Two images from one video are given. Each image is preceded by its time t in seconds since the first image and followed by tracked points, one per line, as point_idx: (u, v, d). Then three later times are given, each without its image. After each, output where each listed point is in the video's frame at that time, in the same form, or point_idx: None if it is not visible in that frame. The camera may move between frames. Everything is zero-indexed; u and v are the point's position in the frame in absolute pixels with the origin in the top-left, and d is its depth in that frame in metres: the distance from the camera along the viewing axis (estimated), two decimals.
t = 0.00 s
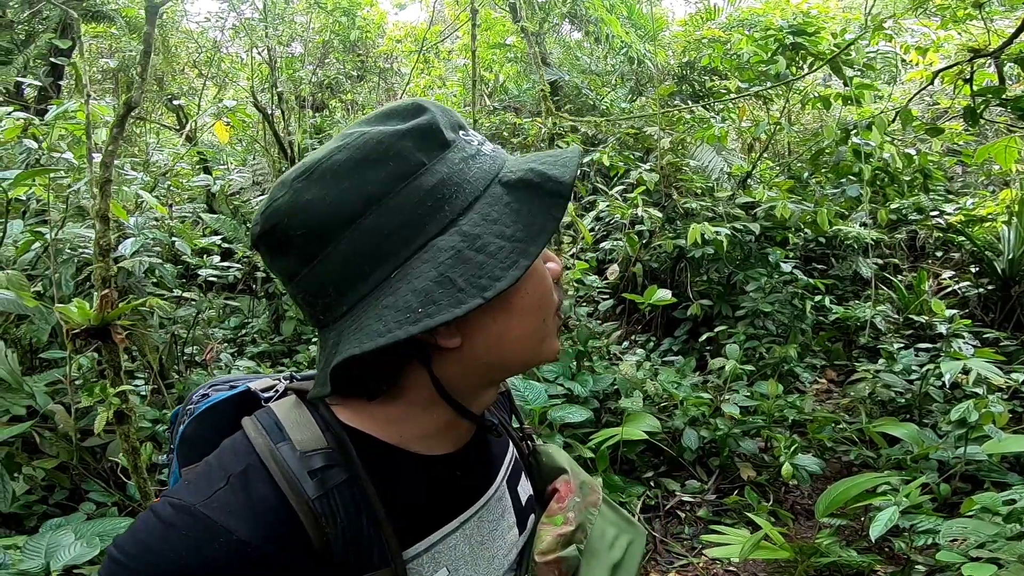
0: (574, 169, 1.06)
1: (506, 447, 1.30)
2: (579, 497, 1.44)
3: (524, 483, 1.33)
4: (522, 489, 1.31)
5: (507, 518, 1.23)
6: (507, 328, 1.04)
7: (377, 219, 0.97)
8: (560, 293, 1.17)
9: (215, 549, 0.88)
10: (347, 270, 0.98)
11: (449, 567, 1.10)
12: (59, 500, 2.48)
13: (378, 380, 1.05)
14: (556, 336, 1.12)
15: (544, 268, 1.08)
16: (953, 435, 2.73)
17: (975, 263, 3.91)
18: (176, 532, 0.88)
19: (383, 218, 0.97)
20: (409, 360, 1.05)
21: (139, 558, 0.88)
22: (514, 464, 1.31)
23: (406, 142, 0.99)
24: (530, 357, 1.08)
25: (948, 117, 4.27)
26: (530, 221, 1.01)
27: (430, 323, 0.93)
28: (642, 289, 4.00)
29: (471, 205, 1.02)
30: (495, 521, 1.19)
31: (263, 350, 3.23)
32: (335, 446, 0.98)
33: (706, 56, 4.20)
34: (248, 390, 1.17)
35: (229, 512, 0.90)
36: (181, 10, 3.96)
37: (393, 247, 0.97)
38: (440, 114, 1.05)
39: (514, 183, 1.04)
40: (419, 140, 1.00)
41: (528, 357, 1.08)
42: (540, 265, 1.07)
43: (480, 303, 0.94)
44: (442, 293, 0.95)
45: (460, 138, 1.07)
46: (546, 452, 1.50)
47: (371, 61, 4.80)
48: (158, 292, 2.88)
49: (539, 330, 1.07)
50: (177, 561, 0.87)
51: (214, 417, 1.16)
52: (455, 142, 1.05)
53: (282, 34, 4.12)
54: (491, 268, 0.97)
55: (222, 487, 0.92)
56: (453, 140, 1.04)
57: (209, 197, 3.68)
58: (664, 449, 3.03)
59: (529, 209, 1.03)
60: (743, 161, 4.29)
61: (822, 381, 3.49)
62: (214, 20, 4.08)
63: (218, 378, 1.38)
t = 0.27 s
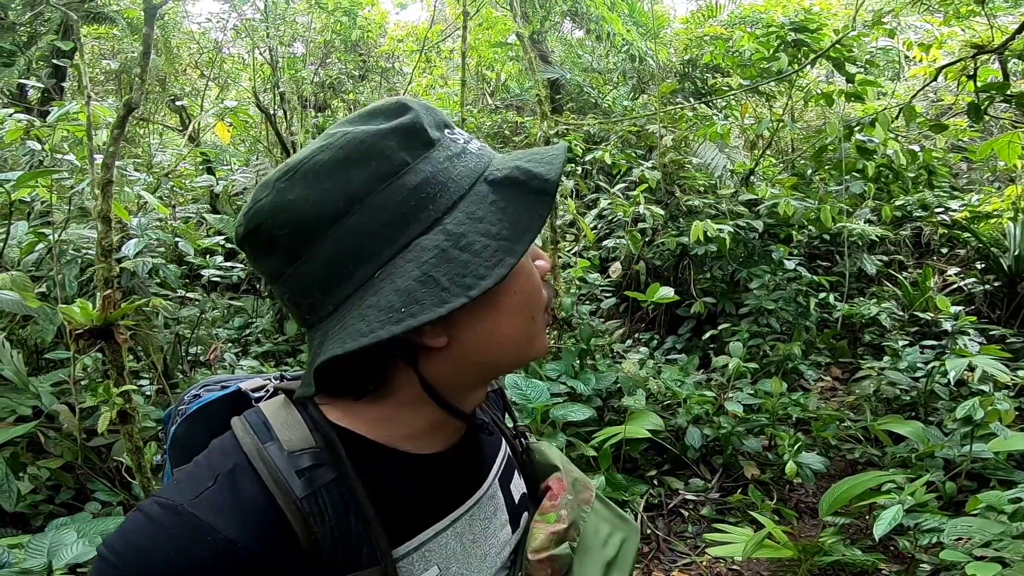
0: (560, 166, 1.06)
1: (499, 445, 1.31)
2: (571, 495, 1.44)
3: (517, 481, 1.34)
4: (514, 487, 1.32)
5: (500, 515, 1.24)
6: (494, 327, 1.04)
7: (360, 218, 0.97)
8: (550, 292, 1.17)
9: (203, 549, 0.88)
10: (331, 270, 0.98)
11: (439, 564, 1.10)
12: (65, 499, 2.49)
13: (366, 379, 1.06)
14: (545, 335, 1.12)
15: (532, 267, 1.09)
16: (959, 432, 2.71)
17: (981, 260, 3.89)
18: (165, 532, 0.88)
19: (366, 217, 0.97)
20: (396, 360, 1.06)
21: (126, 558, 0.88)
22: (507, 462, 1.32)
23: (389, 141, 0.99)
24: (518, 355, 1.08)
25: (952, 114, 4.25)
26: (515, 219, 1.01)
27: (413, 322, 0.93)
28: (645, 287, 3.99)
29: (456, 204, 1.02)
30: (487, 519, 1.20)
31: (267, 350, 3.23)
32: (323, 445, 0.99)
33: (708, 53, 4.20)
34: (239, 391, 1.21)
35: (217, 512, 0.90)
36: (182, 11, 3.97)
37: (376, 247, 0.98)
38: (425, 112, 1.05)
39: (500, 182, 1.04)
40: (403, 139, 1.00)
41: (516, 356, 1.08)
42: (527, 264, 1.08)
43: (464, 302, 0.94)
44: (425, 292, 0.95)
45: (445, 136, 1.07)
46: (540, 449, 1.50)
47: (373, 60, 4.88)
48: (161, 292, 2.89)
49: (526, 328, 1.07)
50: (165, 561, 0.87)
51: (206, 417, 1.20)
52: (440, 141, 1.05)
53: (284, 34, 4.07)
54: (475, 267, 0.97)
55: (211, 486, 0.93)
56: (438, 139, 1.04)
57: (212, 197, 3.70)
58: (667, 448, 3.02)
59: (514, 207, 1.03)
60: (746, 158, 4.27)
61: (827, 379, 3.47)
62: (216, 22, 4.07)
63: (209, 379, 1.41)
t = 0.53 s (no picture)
0: (547, 161, 1.05)
1: (493, 444, 1.32)
2: (568, 493, 1.44)
3: (513, 479, 1.36)
4: (510, 486, 1.33)
5: (494, 514, 1.24)
6: (480, 323, 1.05)
7: (342, 216, 0.98)
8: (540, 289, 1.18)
9: (190, 545, 0.89)
10: (315, 268, 1.00)
11: (430, 563, 1.11)
12: (71, 498, 2.50)
13: (355, 376, 1.08)
14: (535, 332, 1.13)
15: (521, 263, 1.09)
16: (965, 430, 2.69)
17: (987, 256, 3.87)
18: (154, 528, 0.90)
19: (349, 215, 0.98)
20: (384, 357, 1.08)
21: (116, 554, 0.89)
22: (502, 460, 1.34)
23: (372, 139, 0.99)
24: (506, 352, 1.09)
25: (957, 111, 4.23)
26: (501, 214, 1.01)
27: (393, 320, 0.93)
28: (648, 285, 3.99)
29: (440, 201, 1.02)
30: (481, 517, 1.20)
31: (272, 349, 3.24)
32: (312, 443, 1.01)
33: (710, 50, 4.19)
34: (235, 389, 1.24)
35: (205, 508, 0.92)
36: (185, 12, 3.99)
37: (359, 245, 0.99)
38: (411, 110, 1.06)
39: (486, 178, 1.04)
40: (386, 137, 1.00)
41: (504, 352, 1.09)
42: (515, 260, 1.08)
43: (447, 300, 0.95)
44: (407, 289, 0.95)
45: (431, 134, 1.07)
46: (536, 448, 1.52)
47: (375, 59, 4.90)
48: (166, 292, 2.90)
49: (514, 325, 1.08)
50: (153, 558, 0.89)
51: (202, 415, 1.23)
52: (425, 138, 1.05)
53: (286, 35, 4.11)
54: (458, 264, 0.97)
55: (199, 483, 0.95)
56: (423, 136, 1.05)
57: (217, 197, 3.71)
58: (671, 446, 3.02)
59: (499, 203, 1.03)
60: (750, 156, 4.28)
61: (832, 377, 3.46)
62: (219, 22, 4.07)
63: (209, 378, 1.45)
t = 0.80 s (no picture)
0: (538, 158, 1.06)
1: (491, 445, 1.32)
2: (567, 496, 1.44)
3: (513, 480, 1.36)
4: (510, 487, 1.33)
5: (492, 515, 1.25)
6: (470, 323, 1.05)
7: (331, 213, 1.00)
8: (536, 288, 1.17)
9: (179, 542, 0.91)
10: (304, 265, 1.02)
11: (422, 563, 1.12)
12: (78, 498, 2.51)
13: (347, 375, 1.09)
14: (529, 331, 1.12)
15: (514, 262, 1.09)
16: (974, 431, 2.66)
17: (996, 256, 3.84)
18: (145, 524, 0.92)
19: (337, 213, 1.00)
20: (375, 356, 1.08)
21: (109, 550, 0.92)
22: (502, 461, 1.34)
23: (361, 137, 1.01)
24: (498, 351, 1.09)
25: (965, 109, 4.20)
26: (492, 212, 1.02)
27: (376, 318, 0.94)
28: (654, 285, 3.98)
29: (430, 199, 1.03)
30: (477, 519, 1.21)
31: (278, 350, 3.23)
32: (305, 443, 1.03)
33: (715, 49, 4.18)
34: (236, 388, 1.25)
35: (195, 505, 0.94)
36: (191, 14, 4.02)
37: (347, 243, 1.00)
38: (401, 108, 1.08)
39: (477, 175, 1.05)
40: (375, 136, 1.02)
41: (496, 351, 1.09)
42: (507, 259, 1.08)
43: (433, 298, 0.96)
44: (393, 287, 0.96)
45: (422, 131, 1.09)
46: (537, 449, 1.52)
47: (380, 60, 4.92)
48: (172, 292, 2.91)
49: (506, 324, 1.07)
50: (145, 554, 0.91)
51: (202, 413, 1.24)
52: (416, 136, 1.07)
53: (291, 36, 4.17)
54: (445, 262, 0.98)
55: (191, 480, 0.97)
56: (414, 134, 1.06)
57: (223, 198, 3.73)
58: (676, 446, 3.01)
59: (489, 201, 1.03)
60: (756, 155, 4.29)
61: (840, 377, 3.43)
62: (224, 24, 4.14)
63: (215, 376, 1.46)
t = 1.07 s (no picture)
0: (541, 158, 1.06)
1: (495, 447, 1.32)
2: (573, 499, 1.42)
3: (516, 484, 1.35)
4: (513, 490, 1.32)
5: (495, 519, 1.24)
6: (471, 326, 1.04)
7: (331, 214, 1.00)
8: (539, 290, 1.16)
9: (179, 544, 0.91)
10: (304, 266, 1.02)
11: (424, 567, 1.11)
12: (84, 498, 2.52)
13: (347, 377, 1.09)
14: (532, 333, 1.12)
15: (515, 264, 1.08)
16: (983, 432, 2.64)
17: (1005, 255, 3.81)
18: (145, 526, 0.92)
19: (337, 213, 1.00)
20: (376, 358, 1.08)
21: (109, 552, 0.92)
22: (505, 464, 1.34)
23: (362, 137, 1.01)
24: (499, 353, 1.08)
25: (973, 107, 4.17)
26: (494, 213, 1.02)
27: (374, 320, 0.93)
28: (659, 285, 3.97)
29: (431, 199, 1.03)
30: (480, 522, 1.21)
31: (283, 350, 3.24)
32: (306, 445, 1.03)
33: (720, 49, 4.16)
34: (238, 389, 1.25)
35: (195, 508, 0.94)
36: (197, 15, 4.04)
37: (347, 244, 1.00)
38: (404, 108, 1.07)
39: (479, 176, 1.05)
40: (376, 136, 1.02)
41: (497, 353, 1.08)
42: (508, 260, 1.07)
43: (432, 300, 0.95)
44: (392, 288, 0.96)
45: (424, 131, 1.08)
46: (541, 452, 1.51)
47: (384, 60, 4.93)
48: (178, 293, 2.92)
49: (507, 326, 1.07)
50: (145, 556, 0.91)
51: (205, 415, 1.24)
52: (418, 135, 1.06)
53: (296, 37, 4.31)
54: (445, 264, 0.97)
55: (191, 482, 0.97)
56: (416, 133, 1.06)
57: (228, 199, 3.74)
58: (682, 447, 2.99)
59: (490, 202, 1.03)
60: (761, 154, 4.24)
61: (846, 377, 3.41)
62: (229, 24, 4.15)
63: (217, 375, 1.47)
